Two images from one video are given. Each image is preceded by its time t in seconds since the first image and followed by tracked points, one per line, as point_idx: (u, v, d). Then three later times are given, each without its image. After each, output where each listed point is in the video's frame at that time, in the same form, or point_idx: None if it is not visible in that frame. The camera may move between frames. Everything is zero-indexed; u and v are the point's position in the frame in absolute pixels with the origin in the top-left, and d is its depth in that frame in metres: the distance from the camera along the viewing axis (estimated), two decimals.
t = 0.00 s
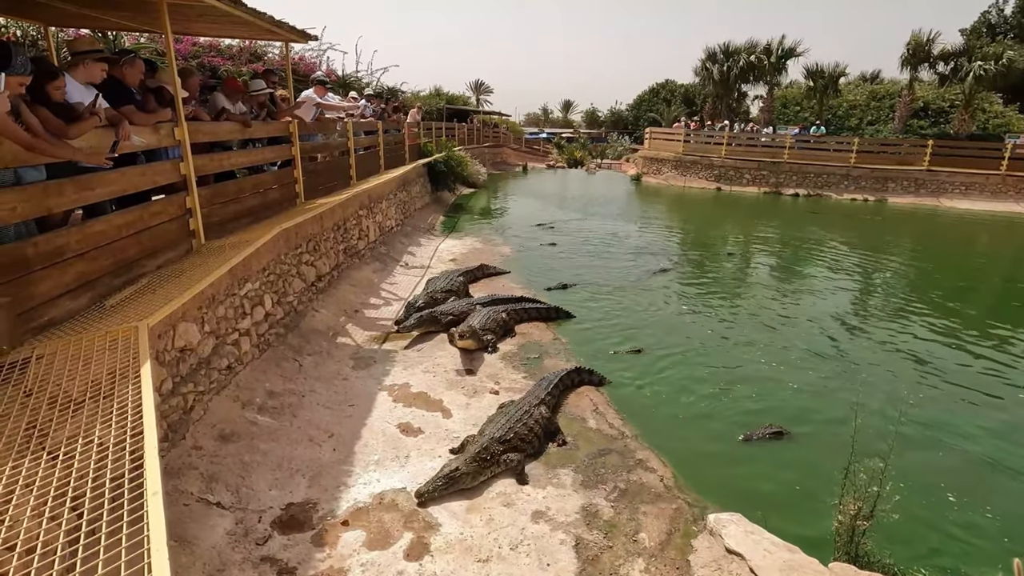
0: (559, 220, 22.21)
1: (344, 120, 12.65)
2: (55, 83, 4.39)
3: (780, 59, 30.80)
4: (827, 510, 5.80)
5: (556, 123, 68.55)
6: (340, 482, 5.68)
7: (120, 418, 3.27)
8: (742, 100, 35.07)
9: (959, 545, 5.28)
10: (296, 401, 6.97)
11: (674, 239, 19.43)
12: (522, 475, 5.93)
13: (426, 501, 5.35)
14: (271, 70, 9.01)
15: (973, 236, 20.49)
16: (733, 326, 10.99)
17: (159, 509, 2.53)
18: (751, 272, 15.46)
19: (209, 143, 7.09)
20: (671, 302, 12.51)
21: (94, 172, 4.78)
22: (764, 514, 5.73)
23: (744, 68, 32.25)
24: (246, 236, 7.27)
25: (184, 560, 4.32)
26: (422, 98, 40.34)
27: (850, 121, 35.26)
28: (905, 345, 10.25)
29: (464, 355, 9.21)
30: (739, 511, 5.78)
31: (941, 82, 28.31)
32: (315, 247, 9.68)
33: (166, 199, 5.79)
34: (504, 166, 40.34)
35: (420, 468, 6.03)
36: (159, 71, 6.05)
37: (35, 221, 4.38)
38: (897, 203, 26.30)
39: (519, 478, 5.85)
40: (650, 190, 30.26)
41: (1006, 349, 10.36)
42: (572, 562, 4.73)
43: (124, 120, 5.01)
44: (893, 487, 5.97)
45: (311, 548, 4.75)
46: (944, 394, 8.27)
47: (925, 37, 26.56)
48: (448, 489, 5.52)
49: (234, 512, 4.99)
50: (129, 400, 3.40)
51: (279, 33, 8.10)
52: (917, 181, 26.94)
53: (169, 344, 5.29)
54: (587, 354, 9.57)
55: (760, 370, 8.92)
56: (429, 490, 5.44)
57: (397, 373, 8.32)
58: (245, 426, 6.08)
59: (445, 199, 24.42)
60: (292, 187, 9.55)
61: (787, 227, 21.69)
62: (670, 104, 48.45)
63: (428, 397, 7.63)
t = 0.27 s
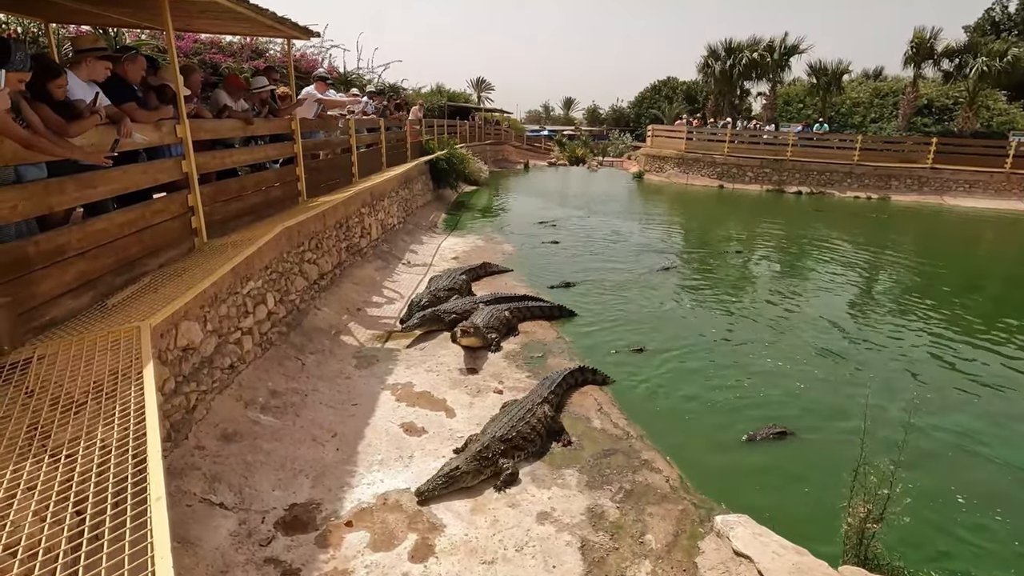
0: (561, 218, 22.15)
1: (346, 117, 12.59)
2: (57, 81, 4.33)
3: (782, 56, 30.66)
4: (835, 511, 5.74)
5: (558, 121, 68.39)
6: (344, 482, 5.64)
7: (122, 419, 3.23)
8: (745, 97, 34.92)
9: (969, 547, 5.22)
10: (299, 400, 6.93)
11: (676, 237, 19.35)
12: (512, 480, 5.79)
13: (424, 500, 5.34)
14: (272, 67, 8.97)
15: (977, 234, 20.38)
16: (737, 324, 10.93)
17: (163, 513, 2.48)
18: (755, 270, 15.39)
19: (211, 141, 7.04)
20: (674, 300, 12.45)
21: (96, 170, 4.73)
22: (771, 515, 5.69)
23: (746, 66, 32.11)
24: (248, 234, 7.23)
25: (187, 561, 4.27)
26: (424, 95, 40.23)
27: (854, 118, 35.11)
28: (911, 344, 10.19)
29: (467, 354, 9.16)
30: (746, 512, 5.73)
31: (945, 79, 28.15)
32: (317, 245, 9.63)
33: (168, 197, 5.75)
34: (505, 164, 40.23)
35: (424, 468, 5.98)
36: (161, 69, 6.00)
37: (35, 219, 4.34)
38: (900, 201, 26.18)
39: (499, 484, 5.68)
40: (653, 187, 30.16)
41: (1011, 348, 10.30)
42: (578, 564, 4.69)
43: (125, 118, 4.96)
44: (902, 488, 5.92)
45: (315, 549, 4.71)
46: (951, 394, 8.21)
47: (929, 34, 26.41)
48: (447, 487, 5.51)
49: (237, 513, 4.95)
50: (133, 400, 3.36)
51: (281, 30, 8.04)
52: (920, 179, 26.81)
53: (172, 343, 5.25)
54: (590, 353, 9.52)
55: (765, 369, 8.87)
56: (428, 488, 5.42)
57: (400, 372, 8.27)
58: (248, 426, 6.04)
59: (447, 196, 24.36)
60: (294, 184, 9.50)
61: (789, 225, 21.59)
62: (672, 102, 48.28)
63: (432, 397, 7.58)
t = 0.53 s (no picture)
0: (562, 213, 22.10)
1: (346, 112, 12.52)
2: (55, 74, 4.27)
3: (784, 51, 30.51)
4: (840, 508, 5.70)
5: (558, 117, 68.21)
6: (345, 478, 5.61)
7: (120, 413, 3.19)
8: (747, 93, 34.79)
9: (974, 544, 5.19)
10: (300, 396, 6.90)
11: (677, 232, 19.30)
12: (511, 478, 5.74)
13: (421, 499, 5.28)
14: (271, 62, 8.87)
15: (979, 229, 20.32)
16: (739, 320, 10.89)
17: (160, 508, 2.44)
18: (757, 266, 15.33)
19: (210, 134, 6.98)
20: (675, 296, 12.40)
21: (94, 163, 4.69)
22: (774, 510, 5.67)
23: (748, 60, 31.96)
24: (248, 229, 7.18)
25: (187, 557, 4.23)
26: (424, 90, 40.07)
27: (855, 114, 34.97)
28: (914, 339, 10.13)
29: (468, 349, 9.13)
30: (749, 507, 5.70)
31: (948, 74, 28.01)
32: (317, 240, 9.58)
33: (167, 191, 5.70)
34: (506, 159, 40.11)
35: (425, 464, 5.95)
36: (161, 62, 5.95)
37: (33, 212, 4.29)
38: (902, 196, 26.10)
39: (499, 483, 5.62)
40: (654, 183, 30.07)
41: (1014, 343, 10.26)
42: (580, 560, 4.66)
43: (124, 111, 4.91)
44: (906, 484, 5.88)
45: (316, 545, 4.68)
46: (954, 389, 8.17)
47: (932, 28, 26.26)
48: (445, 485, 5.45)
49: (237, 508, 4.92)
50: (133, 396, 3.31)
51: (281, 22, 7.97)
52: (922, 174, 26.72)
53: (171, 338, 5.29)
54: (592, 348, 9.48)
55: (767, 365, 8.82)
56: (425, 487, 5.35)
57: (401, 367, 8.24)
58: (248, 421, 6.01)
59: (447, 192, 24.29)
60: (294, 179, 9.44)
61: (791, 220, 21.53)
62: (673, 97, 48.10)
63: (433, 392, 7.55)
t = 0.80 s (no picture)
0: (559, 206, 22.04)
1: (341, 102, 12.42)
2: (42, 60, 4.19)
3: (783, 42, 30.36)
4: (837, 498, 5.70)
5: (556, 109, 67.94)
6: (341, 468, 5.59)
7: (108, 401, 3.15)
8: (745, 84, 34.67)
9: (969, 533, 5.19)
10: (295, 387, 6.88)
11: (675, 224, 19.26)
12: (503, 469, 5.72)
13: (406, 492, 5.20)
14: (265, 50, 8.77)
15: (976, 221, 20.32)
16: (736, 311, 10.88)
17: (146, 496, 2.41)
18: (754, 257, 15.32)
19: (203, 124, 6.91)
20: (673, 287, 12.38)
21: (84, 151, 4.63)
22: (770, 499, 5.68)
23: (746, 52, 31.81)
24: (241, 219, 7.12)
25: (181, 548, 4.20)
26: (421, 82, 39.84)
27: (854, 106, 34.88)
28: (911, 331, 10.12)
29: (465, 340, 9.10)
30: (745, 497, 5.71)
31: (947, 65, 27.92)
32: (312, 231, 9.53)
33: (159, 180, 5.65)
34: (503, 152, 39.93)
35: (421, 454, 5.94)
36: (152, 50, 5.86)
37: (22, 200, 4.23)
38: (900, 188, 26.07)
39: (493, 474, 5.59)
40: (651, 175, 30.00)
41: (1010, 334, 10.28)
42: (576, 549, 4.65)
43: (114, 98, 4.84)
44: (903, 473, 5.88)
45: (310, 535, 4.66)
46: (950, 380, 8.18)
47: (932, 19, 26.15)
48: (431, 478, 5.38)
49: (232, 499, 4.89)
50: (122, 383, 3.29)
51: (274, 10, 7.88)
52: (920, 166, 26.69)
53: (164, 328, 5.27)
54: (589, 339, 9.47)
55: (764, 356, 8.82)
56: (410, 481, 5.28)
57: (397, 358, 8.22)
58: (243, 412, 5.98)
59: (444, 184, 24.20)
60: (289, 170, 9.37)
61: (788, 212, 21.50)
62: (671, 89, 47.90)
63: (429, 383, 7.53)
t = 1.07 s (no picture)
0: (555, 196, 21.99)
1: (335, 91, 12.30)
2: (28, 43, 4.10)
3: (780, 32, 30.21)
4: (830, 485, 5.74)
5: (552, 100, 67.60)
6: (334, 457, 5.58)
7: (95, 388, 3.13)
8: (742, 74, 34.53)
9: (961, 518, 5.23)
10: (289, 376, 6.86)
11: (671, 214, 19.22)
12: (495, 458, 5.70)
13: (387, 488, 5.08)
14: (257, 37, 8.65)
15: (971, 211, 20.35)
16: (731, 301, 10.89)
17: (132, 480, 2.40)
18: (750, 247, 15.31)
19: (193, 111, 6.82)
20: (668, 277, 12.37)
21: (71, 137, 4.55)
22: (763, 486, 5.72)
23: (743, 42, 31.65)
24: (233, 208, 7.06)
25: (173, 536, 4.18)
26: (416, 72, 39.53)
27: (850, 96, 34.79)
28: (905, 320, 10.16)
29: (460, 330, 9.08)
30: (738, 483, 5.75)
31: (943, 55, 27.84)
32: (306, 221, 9.47)
33: (149, 167, 5.58)
34: (499, 142, 39.73)
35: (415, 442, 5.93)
36: (140, 36, 5.77)
37: (7, 187, 4.17)
38: (895, 178, 26.07)
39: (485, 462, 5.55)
40: (648, 166, 29.92)
41: (1003, 323, 10.32)
42: (570, 536, 4.65)
43: (101, 84, 4.76)
44: (896, 460, 5.91)
45: (304, 524, 4.65)
46: (944, 369, 8.21)
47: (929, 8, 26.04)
48: (412, 474, 5.25)
49: (225, 488, 4.88)
50: (110, 371, 3.26)
51: None
52: (916, 156, 26.69)
53: (155, 318, 5.25)
54: (584, 329, 9.46)
55: (759, 345, 8.84)
56: (390, 476, 5.16)
57: (392, 348, 8.19)
58: (236, 401, 5.96)
59: (440, 175, 24.08)
60: (282, 159, 9.28)
61: (784, 202, 21.49)
62: (668, 79, 47.68)
63: (423, 372, 7.52)
